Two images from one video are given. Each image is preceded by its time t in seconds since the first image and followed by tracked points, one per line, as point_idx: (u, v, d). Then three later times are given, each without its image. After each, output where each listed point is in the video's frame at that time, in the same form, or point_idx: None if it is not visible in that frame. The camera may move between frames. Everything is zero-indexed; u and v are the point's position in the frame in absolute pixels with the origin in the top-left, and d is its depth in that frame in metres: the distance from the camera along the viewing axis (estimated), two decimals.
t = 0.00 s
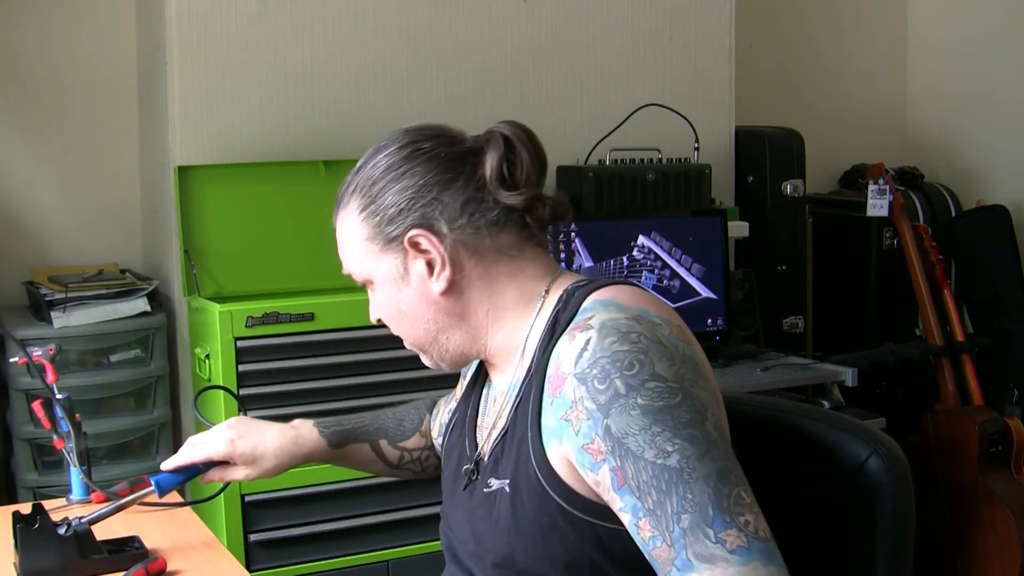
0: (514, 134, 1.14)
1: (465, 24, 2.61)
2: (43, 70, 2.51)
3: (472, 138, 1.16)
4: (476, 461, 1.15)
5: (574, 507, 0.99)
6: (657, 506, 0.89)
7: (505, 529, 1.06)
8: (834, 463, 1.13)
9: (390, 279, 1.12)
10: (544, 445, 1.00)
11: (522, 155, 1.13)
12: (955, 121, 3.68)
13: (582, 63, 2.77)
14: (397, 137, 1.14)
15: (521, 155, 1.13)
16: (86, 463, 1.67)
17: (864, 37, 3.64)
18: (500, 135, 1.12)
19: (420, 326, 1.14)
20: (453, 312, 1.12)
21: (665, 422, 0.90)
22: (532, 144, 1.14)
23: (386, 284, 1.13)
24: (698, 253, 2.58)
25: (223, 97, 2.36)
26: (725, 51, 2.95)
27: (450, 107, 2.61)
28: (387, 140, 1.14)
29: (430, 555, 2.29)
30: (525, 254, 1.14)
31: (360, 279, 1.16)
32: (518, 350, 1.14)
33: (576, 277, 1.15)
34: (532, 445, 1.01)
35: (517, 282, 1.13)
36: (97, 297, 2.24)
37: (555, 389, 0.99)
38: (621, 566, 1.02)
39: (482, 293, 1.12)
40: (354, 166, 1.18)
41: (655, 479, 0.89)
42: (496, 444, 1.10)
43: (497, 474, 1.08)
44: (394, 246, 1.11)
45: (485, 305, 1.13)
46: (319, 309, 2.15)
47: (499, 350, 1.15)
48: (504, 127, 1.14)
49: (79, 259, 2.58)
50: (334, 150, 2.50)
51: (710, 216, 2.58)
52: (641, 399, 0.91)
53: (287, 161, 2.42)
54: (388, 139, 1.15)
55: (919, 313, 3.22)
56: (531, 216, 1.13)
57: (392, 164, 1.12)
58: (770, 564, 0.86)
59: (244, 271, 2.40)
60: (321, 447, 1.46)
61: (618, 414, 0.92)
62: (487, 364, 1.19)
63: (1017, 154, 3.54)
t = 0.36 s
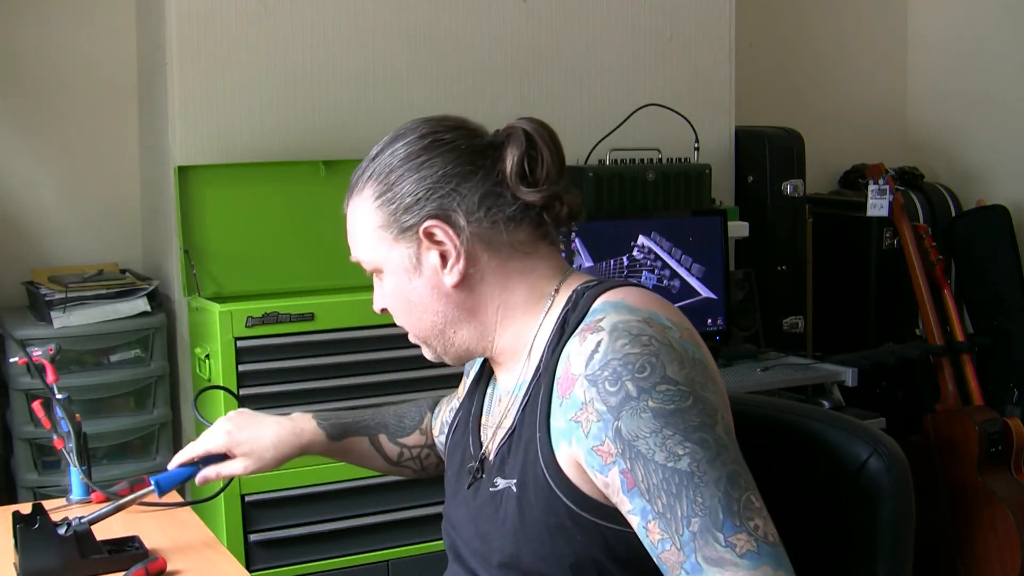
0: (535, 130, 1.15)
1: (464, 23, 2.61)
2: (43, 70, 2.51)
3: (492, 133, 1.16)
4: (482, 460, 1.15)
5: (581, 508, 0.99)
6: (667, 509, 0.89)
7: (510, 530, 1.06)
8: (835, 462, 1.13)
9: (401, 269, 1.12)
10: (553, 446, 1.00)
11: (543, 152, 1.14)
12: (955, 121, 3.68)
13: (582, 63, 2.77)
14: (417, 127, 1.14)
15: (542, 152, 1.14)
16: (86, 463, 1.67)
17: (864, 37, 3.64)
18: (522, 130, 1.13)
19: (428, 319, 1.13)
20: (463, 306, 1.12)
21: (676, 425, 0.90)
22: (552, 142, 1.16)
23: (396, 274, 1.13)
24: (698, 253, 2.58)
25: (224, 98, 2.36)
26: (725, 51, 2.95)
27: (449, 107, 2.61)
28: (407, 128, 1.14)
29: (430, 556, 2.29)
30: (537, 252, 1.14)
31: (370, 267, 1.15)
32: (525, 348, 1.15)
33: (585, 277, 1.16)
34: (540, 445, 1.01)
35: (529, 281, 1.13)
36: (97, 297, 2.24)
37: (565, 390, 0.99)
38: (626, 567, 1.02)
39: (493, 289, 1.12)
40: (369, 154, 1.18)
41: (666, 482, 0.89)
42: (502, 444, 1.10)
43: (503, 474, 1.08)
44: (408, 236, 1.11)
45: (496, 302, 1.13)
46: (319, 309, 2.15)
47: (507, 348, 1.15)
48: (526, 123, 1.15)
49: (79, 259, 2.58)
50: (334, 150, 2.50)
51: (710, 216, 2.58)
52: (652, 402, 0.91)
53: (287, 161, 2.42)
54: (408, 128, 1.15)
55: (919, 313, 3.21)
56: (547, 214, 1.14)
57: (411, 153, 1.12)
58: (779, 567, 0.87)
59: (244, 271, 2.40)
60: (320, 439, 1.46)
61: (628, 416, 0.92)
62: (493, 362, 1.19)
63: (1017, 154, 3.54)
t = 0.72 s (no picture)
0: (542, 129, 1.15)
1: (464, 24, 2.61)
2: (43, 71, 2.51)
3: (498, 132, 1.17)
4: (482, 459, 1.15)
5: (584, 509, 0.99)
6: (670, 511, 0.89)
7: (511, 531, 1.06)
8: (836, 463, 1.13)
9: (404, 265, 1.12)
10: (555, 448, 1.00)
11: (549, 150, 1.14)
12: (955, 121, 3.68)
13: (582, 63, 2.77)
14: (423, 123, 1.15)
15: (549, 151, 1.14)
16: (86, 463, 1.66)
17: (864, 37, 3.65)
18: (529, 129, 1.14)
19: (430, 316, 1.13)
20: (465, 305, 1.12)
21: (679, 427, 0.90)
22: (558, 142, 1.16)
23: (398, 270, 1.13)
24: (698, 253, 2.58)
25: (224, 99, 2.36)
26: (725, 52, 2.95)
27: (449, 107, 2.61)
28: (412, 123, 1.15)
29: (430, 555, 2.29)
30: (541, 252, 1.14)
31: (371, 263, 1.15)
32: (526, 348, 1.15)
33: (587, 277, 1.15)
34: (542, 446, 1.01)
35: (531, 281, 1.13)
36: (97, 297, 2.24)
37: (567, 392, 0.99)
38: (628, 568, 1.02)
39: (496, 288, 1.12)
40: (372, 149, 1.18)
41: (668, 484, 0.89)
42: (503, 444, 1.10)
43: (504, 475, 1.08)
44: (412, 233, 1.11)
45: (499, 301, 1.13)
46: (319, 309, 2.15)
47: (507, 347, 1.15)
48: (532, 122, 1.15)
49: (79, 259, 2.58)
50: (334, 150, 2.50)
51: (710, 216, 2.59)
52: (655, 404, 0.91)
53: (288, 161, 2.42)
54: (413, 124, 1.15)
55: (919, 313, 3.21)
56: (552, 213, 1.14)
57: (417, 149, 1.12)
58: (783, 569, 0.87)
59: (244, 271, 2.40)
60: (322, 402, 1.47)
61: (632, 418, 0.92)
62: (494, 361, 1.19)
63: (1016, 154, 3.54)
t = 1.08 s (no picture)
0: (541, 129, 1.15)
1: (464, 24, 2.61)
2: (43, 71, 2.51)
3: (497, 132, 1.17)
4: (482, 460, 1.15)
5: (583, 510, 0.99)
6: (669, 511, 0.89)
7: (510, 531, 1.06)
8: (836, 463, 1.13)
9: (403, 264, 1.12)
10: (554, 448, 1.00)
11: (549, 150, 1.14)
12: (955, 122, 3.68)
13: (582, 63, 2.77)
14: (422, 122, 1.14)
15: (549, 151, 1.14)
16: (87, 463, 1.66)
17: (864, 37, 3.65)
18: (528, 129, 1.14)
19: (430, 316, 1.13)
20: (464, 305, 1.12)
21: (679, 427, 0.90)
22: (558, 141, 1.16)
23: (398, 270, 1.13)
24: (698, 253, 2.58)
25: (224, 99, 2.36)
26: (726, 52, 2.95)
27: (449, 108, 2.61)
28: (412, 123, 1.15)
29: (430, 555, 2.29)
30: (541, 252, 1.14)
31: (370, 263, 1.16)
32: (526, 349, 1.15)
33: (585, 277, 1.15)
34: (541, 446, 1.01)
35: (530, 281, 1.13)
36: (97, 297, 2.24)
37: (567, 393, 0.99)
38: (628, 568, 1.02)
39: (495, 288, 1.12)
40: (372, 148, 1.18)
41: (668, 484, 0.89)
42: (503, 445, 1.10)
43: (504, 475, 1.08)
44: (412, 232, 1.11)
45: (498, 301, 1.13)
46: (319, 309, 2.15)
47: (507, 348, 1.15)
48: (531, 122, 1.15)
49: (79, 259, 2.58)
50: (334, 151, 2.50)
51: (710, 216, 2.59)
52: (655, 404, 0.91)
53: (288, 161, 2.42)
54: (412, 124, 1.15)
55: (919, 313, 3.21)
56: (551, 214, 1.14)
57: (417, 149, 1.12)
58: (781, 569, 0.87)
59: (243, 272, 2.40)
60: (297, 433, 1.47)
61: (631, 418, 0.92)
62: (493, 362, 1.19)
63: (1016, 154, 3.54)
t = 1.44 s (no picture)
0: (536, 129, 1.15)
1: (465, 23, 2.61)
2: (44, 71, 2.51)
3: (492, 132, 1.17)
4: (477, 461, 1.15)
5: (579, 509, 0.99)
6: (664, 509, 0.89)
7: (507, 531, 1.06)
8: (833, 463, 1.13)
9: (397, 263, 1.12)
10: (550, 448, 1.00)
11: (544, 150, 1.15)
12: (955, 121, 3.68)
13: (582, 63, 2.77)
14: (417, 122, 1.15)
15: (544, 151, 1.15)
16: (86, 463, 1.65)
17: (864, 37, 3.65)
18: (523, 129, 1.14)
19: (423, 315, 1.13)
20: (458, 304, 1.12)
21: (673, 425, 0.90)
22: (553, 142, 1.16)
23: (392, 268, 1.13)
24: (699, 253, 2.58)
25: (224, 99, 2.36)
26: (726, 52, 2.95)
27: (450, 108, 2.61)
28: (407, 123, 1.15)
29: (430, 555, 2.29)
30: (535, 252, 1.14)
31: (364, 262, 1.16)
32: (520, 349, 1.15)
33: (581, 277, 1.16)
34: (537, 446, 1.01)
35: (524, 281, 1.13)
36: (97, 297, 2.24)
37: (561, 392, 0.99)
38: (625, 568, 1.02)
39: (489, 287, 1.12)
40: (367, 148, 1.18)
41: (663, 482, 0.89)
42: (498, 445, 1.09)
43: (499, 476, 1.08)
44: (406, 231, 1.11)
45: (492, 300, 1.13)
46: (319, 309, 2.15)
47: (501, 348, 1.15)
48: (526, 122, 1.16)
49: (79, 259, 2.58)
50: (334, 151, 2.50)
51: (710, 216, 2.58)
52: (649, 402, 0.91)
53: (288, 161, 2.42)
54: (407, 123, 1.15)
55: (919, 313, 3.21)
56: (546, 214, 1.14)
57: (412, 148, 1.12)
58: (777, 567, 0.87)
59: (243, 272, 2.40)
60: (278, 471, 1.46)
61: (626, 416, 0.92)
62: (487, 362, 1.18)
63: (1016, 154, 3.54)
